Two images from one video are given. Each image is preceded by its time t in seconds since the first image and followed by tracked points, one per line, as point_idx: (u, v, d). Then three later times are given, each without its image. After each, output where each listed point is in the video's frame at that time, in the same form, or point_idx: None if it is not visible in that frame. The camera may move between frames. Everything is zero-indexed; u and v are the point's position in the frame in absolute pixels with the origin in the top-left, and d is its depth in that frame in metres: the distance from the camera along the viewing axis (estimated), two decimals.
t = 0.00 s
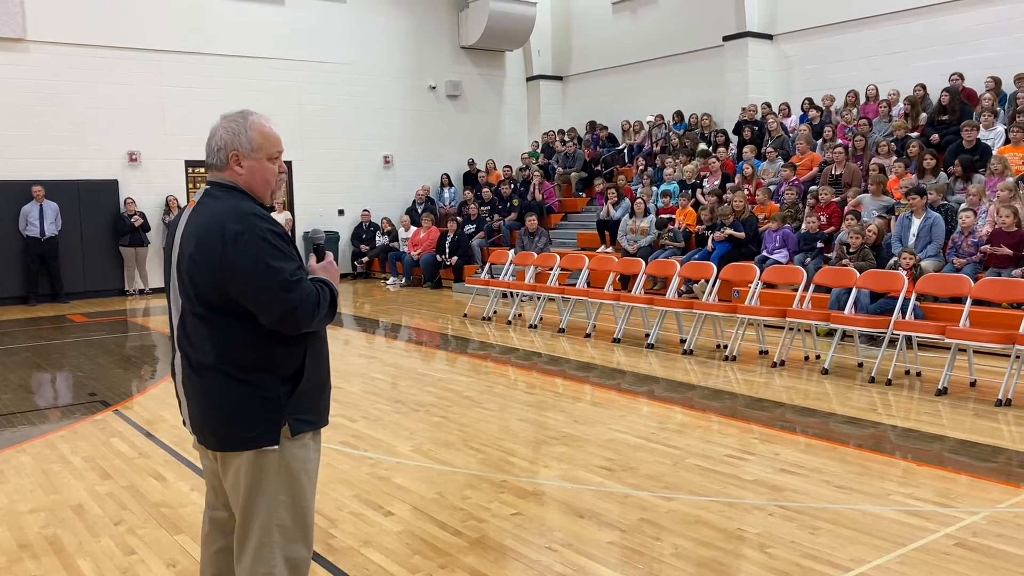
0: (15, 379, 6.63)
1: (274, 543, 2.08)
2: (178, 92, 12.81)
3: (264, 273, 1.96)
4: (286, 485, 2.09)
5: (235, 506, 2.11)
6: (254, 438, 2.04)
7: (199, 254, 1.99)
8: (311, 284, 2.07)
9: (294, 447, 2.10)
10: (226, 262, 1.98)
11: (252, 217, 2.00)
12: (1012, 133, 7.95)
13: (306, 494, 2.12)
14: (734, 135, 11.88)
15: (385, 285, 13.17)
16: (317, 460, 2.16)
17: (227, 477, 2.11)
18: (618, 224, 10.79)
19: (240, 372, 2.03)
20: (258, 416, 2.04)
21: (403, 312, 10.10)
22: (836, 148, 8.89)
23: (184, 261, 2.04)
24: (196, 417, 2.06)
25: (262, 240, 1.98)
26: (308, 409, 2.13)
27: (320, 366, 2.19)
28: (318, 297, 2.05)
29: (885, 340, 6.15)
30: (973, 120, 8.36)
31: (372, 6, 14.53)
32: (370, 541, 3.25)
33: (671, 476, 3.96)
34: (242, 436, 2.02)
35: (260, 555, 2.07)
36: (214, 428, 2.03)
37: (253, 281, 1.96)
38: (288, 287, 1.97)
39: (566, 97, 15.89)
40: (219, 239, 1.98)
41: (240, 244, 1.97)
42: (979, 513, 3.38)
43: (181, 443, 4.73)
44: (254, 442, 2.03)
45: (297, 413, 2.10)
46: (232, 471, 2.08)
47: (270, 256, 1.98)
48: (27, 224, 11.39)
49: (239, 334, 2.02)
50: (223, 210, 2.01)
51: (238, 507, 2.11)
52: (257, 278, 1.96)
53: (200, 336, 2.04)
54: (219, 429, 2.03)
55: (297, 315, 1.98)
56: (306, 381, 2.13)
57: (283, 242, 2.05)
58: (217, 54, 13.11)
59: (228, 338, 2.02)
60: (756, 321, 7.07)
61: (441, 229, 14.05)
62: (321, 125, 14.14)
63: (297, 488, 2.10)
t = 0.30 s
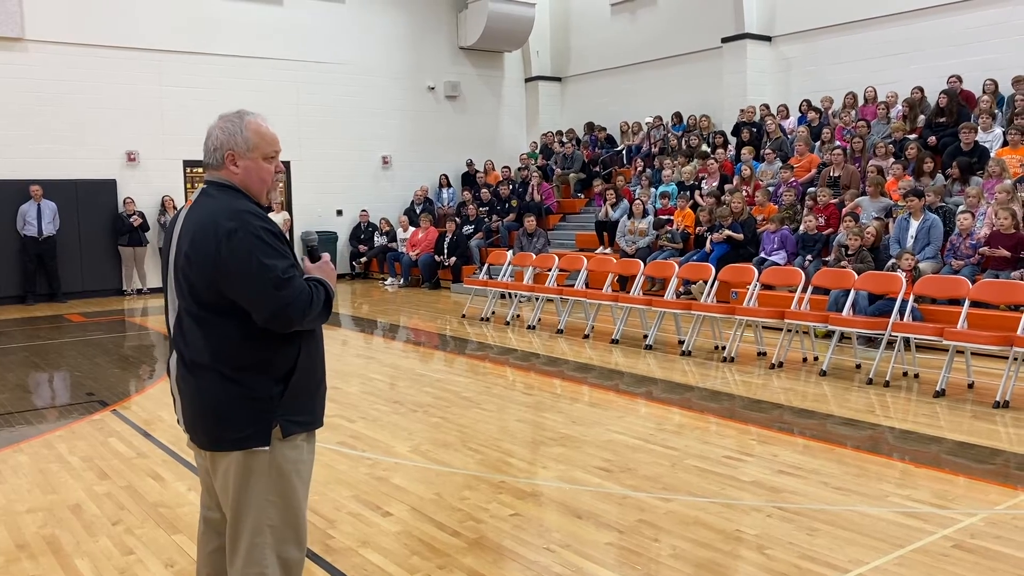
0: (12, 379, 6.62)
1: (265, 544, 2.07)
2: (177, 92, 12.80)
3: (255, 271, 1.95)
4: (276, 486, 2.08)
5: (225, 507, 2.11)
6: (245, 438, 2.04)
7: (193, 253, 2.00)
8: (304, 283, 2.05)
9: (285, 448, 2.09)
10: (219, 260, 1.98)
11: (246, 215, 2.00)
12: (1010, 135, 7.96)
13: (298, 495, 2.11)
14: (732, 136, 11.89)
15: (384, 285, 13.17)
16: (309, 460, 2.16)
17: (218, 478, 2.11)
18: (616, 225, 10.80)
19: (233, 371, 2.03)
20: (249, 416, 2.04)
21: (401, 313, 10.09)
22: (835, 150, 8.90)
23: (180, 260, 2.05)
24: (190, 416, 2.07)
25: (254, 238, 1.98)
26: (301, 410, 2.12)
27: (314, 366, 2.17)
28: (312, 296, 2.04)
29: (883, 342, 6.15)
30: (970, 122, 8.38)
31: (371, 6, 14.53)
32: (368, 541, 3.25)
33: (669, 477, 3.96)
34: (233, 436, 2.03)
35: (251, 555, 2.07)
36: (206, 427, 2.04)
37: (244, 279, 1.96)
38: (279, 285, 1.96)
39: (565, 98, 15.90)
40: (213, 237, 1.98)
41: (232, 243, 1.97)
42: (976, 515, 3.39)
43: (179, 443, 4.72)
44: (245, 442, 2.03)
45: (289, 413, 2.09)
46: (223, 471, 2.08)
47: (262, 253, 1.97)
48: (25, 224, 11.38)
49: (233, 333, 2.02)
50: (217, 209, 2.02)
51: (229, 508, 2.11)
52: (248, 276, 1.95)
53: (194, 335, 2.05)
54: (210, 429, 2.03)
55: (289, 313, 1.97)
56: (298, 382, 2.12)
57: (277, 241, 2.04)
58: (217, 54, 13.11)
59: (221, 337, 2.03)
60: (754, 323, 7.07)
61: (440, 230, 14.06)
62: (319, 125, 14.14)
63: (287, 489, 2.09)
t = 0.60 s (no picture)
0: (8, 379, 6.60)
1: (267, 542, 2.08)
2: (175, 91, 12.79)
3: (249, 271, 1.95)
4: (276, 484, 2.09)
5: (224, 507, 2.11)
6: (243, 437, 2.03)
7: (187, 255, 2.00)
8: (298, 282, 2.05)
9: (283, 445, 2.09)
10: (213, 262, 1.98)
11: (238, 215, 2.00)
12: (1007, 137, 7.98)
13: (298, 492, 2.12)
14: (729, 137, 11.91)
15: (381, 286, 13.15)
16: (307, 457, 2.16)
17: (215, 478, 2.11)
18: (614, 226, 10.80)
19: (229, 371, 2.03)
20: (246, 415, 2.03)
21: (398, 313, 10.09)
22: (832, 151, 8.92)
23: (175, 262, 2.05)
24: (188, 416, 2.07)
25: (247, 238, 1.98)
26: (299, 407, 2.12)
27: (311, 363, 2.17)
28: (306, 294, 2.03)
29: (880, 344, 6.16)
30: (967, 124, 8.39)
31: (369, 5, 14.53)
32: (366, 541, 3.25)
33: (666, 478, 3.97)
34: (231, 435, 2.03)
35: (253, 555, 2.07)
36: (204, 427, 2.04)
37: (239, 279, 1.95)
38: (273, 285, 1.96)
39: (563, 99, 15.90)
40: (206, 239, 1.98)
41: (226, 245, 1.96)
42: (973, 516, 3.40)
43: (176, 442, 4.72)
44: (243, 441, 2.03)
45: (287, 411, 2.09)
46: (220, 471, 2.08)
47: (255, 254, 1.97)
48: (21, 223, 11.36)
49: (228, 334, 2.02)
50: (209, 211, 2.02)
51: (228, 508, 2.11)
52: (243, 276, 1.95)
53: (191, 336, 2.06)
54: (208, 429, 2.03)
55: (283, 312, 1.97)
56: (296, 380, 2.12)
57: (269, 241, 2.03)
58: (215, 54, 13.10)
59: (217, 339, 2.02)
60: (752, 324, 7.07)
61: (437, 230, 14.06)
62: (317, 125, 14.13)
63: (286, 487, 2.10)
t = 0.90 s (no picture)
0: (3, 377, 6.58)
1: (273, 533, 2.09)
2: (172, 90, 12.77)
3: (230, 276, 1.95)
4: (276, 477, 2.09)
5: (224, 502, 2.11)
6: (235, 434, 2.03)
7: (173, 259, 2.02)
8: (282, 286, 2.04)
9: (279, 438, 2.09)
10: (196, 266, 1.99)
11: (221, 221, 1.99)
12: (1003, 138, 8.01)
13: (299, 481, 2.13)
14: (726, 138, 11.92)
15: (377, 285, 13.14)
16: (306, 447, 2.16)
17: (213, 473, 2.10)
18: (611, 225, 10.80)
19: (217, 371, 2.03)
20: (237, 413, 2.03)
21: (395, 312, 10.08)
22: (829, 151, 8.94)
23: (163, 265, 2.07)
24: (180, 413, 2.08)
25: (228, 243, 1.97)
26: (292, 404, 2.11)
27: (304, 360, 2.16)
28: (289, 298, 2.02)
29: (877, 344, 6.17)
30: (963, 125, 8.40)
31: (366, 5, 14.52)
32: (363, 541, 3.25)
33: (663, 478, 3.97)
34: (222, 432, 2.02)
35: (261, 546, 2.08)
36: (196, 425, 2.04)
37: (220, 285, 1.95)
38: (253, 290, 1.95)
39: (560, 99, 15.90)
40: (190, 244, 1.99)
41: (208, 249, 1.97)
42: (969, 516, 3.41)
43: (172, 441, 4.71)
44: (235, 437, 2.03)
45: (278, 408, 2.08)
46: (217, 465, 2.08)
47: (236, 259, 1.96)
48: (17, 221, 11.33)
49: (213, 335, 2.02)
50: (195, 214, 2.02)
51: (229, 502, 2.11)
52: (223, 281, 1.95)
53: (179, 337, 2.06)
54: (200, 427, 2.04)
55: (264, 317, 1.96)
56: (287, 378, 2.11)
57: (253, 245, 2.03)
58: (212, 53, 13.09)
59: (203, 340, 2.03)
60: (748, 324, 7.08)
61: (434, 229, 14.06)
62: (313, 124, 14.11)
63: (288, 476, 2.10)
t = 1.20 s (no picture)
0: None
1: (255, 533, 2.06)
2: (169, 88, 12.74)
3: (212, 263, 1.95)
4: (257, 475, 2.07)
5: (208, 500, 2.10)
6: (213, 431, 2.04)
7: (160, 247, 2.03)
8: (265, 275, 2.04)
9: (258, 436, 2.07)
10: (182, 253, 2.00)
11: (209, 208, 2.01)
12: (998, 138, 8.03)
13: (281, 480, 2.11)
14: (722, 137, 11.94)
15: (373, 284, 13.14)
16: (291, 447, 2.14)
17: (195, 472, 2.11)
18: (607, 225, 10.80)
19: (198, 363, 2.03)
20: (216, 409, 2.03)
21: (391, 311, 10.08)
22: (825, 151, 8.95)
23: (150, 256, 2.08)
24: (161, 408, 2.10)
25: (213, 230, 1.98)
26: (273, 402, 2.10)
27: (286, 358, 2.15)
28: (271, 287, 2.02)
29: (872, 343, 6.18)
30: (959, 125, 8.42)
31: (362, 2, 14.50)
32: (359, 540, 3.24)
33: (659, 476, 3.98)
34: (199, 430, 2.03)
35: (242, 546, 2.06)
36: (175, 419, 2.05)
37: (202, 270, 1.96)
38: (235, 276, 1.95)
39: (556, 98, 15.90)
40: (177, 231, 2.00)
41: (192, 236, 1.98)
42: (964, 515, 3.42)
43: (168, 440, 4.70)
44: (213, 433, 2.03)
45: (258, 406, 2.07)
46: (199, 464, 2.08)
47: (221, 245, 1.97)
48: (12, 219, 11.29)
49: (195, 326, 2.03)
50: (183, 203, 2.03)
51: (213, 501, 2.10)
52: (206, 267, 1.96)
53: (162, 329, 2.07)
54: (179, 421, 2.04)
55: (244, 305, 1.96)
56: (268, 374, 2.10)
57: (238, 233, 2.03)
58: (209, 51, 13.08)
59: (185, 330, 2.03)
60: (744, 323, 7.09)
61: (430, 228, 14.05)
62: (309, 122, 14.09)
63: (267, 475, 2.08)
